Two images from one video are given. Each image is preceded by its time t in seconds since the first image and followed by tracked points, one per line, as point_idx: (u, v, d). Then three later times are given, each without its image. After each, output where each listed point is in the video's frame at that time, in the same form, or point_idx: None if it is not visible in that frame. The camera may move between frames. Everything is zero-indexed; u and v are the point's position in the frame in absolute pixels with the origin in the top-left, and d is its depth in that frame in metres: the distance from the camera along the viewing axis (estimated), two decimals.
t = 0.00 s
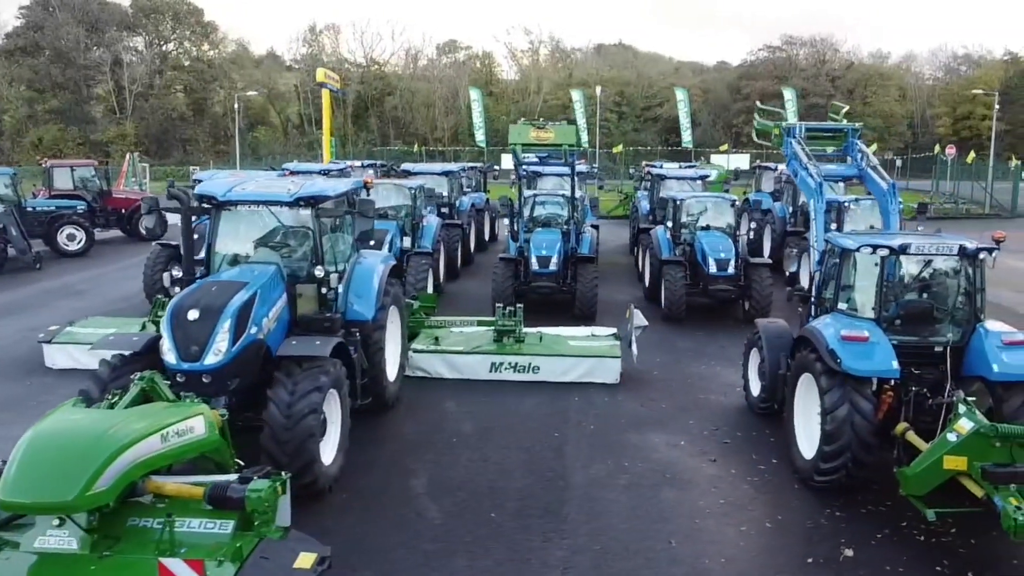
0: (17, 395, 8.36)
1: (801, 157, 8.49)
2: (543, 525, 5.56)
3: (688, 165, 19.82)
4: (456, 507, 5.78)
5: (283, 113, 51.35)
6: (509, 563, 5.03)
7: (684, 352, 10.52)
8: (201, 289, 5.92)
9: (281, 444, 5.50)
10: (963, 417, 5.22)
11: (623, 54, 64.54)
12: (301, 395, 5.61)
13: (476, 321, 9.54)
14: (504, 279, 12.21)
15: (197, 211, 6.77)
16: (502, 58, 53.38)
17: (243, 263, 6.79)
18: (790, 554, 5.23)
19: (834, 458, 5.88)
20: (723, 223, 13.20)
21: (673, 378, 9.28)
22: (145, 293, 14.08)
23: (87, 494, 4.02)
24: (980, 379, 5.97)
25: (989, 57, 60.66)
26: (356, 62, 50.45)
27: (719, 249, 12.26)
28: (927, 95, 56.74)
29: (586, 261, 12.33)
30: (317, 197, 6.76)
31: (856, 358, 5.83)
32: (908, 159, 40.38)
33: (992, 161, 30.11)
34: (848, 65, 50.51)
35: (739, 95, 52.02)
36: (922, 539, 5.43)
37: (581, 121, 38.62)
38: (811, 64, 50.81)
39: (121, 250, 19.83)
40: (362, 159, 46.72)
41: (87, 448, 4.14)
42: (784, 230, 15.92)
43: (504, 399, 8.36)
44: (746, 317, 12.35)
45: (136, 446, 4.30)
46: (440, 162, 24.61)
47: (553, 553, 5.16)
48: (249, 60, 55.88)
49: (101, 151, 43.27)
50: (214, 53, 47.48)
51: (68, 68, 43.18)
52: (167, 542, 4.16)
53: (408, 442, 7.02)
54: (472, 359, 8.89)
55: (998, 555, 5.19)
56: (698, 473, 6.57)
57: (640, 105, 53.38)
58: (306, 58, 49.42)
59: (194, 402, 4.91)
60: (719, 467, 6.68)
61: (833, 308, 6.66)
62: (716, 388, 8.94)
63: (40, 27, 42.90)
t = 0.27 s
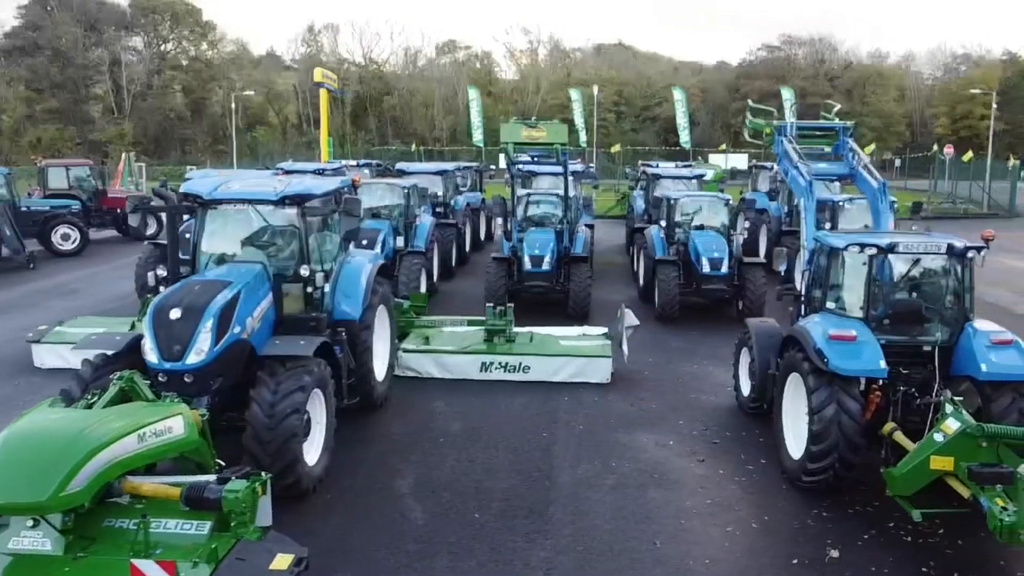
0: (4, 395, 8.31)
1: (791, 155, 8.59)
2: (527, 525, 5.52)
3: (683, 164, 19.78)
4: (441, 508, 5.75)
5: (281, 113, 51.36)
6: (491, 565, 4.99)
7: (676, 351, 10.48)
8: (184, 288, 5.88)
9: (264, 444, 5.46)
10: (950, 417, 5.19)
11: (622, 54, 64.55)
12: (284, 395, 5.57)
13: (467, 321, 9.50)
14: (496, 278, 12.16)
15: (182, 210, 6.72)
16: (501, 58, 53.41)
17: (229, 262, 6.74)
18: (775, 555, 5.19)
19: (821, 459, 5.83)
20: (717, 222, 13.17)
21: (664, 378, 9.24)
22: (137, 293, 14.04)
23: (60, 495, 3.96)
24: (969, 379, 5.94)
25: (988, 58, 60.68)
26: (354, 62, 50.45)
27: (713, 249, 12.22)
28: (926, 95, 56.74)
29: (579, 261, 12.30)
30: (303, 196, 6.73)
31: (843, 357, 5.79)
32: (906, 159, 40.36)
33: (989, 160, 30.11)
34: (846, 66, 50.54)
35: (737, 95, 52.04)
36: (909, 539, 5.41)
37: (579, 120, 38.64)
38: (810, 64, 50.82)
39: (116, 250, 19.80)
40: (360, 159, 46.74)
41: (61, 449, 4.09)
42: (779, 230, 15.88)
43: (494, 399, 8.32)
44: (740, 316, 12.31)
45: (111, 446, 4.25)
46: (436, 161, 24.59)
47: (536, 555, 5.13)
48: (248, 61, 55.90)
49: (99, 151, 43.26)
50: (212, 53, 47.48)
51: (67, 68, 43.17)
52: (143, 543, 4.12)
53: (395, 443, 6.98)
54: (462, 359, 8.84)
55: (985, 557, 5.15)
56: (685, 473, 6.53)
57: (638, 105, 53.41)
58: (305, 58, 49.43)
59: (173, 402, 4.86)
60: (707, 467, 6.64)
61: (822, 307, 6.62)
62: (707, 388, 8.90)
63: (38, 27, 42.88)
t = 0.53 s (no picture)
0: None
1: (781, 155, 8.68)
2: (511, 527, 5.51)
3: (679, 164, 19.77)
4: (426, 510, 5.73)
5: (280, 113, 51.34)
6: (474, 567, 4.97)
7: (668, 352, 10.46)
8: (167, 290, 5.86)
9: (247, 446, 5.45)
10: (935, 418, 5.17)
11: (620, 54, 64.55)
12: (267, 396, 5.56)
13: (458, 321, 9.48)
14: (489, 279, 12.14)
15: (168, 210, 6.69)
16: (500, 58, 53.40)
17: (215, 263, 6.71)
18: (759, 557, 5.18)
19: (807, 460, 5.81)
20: (710, 222, 13.16)
21: (655, 379, 9.22)
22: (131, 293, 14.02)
23: (36, 497, 3.91)
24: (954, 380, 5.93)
25: (986, 57, 60.69)
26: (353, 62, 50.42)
27: (706, 249, 12.21)
28: (924, 94, 56.74)
29: (572, 261, 12.29)
30: (289, 196, 6.70)
31: (829, 358, 5.78)
32: (904, 158, 40.35)
33: (987, 160, 30.13)
34: (845, 65, 50.54)
35: (735, 94, 52.04)
36: (893, 541, 5.40)
37: (577, 120, 38.65)
38: (808, 63, 50.80)
39: (112, 250, 19.77)
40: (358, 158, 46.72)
41: (38, 450, 4.05)
42: (774, 229, 15.87)
43: (484, 399, 8.31)
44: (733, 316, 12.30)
45: (89, 446, 4.21)
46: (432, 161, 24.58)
47: (520, 556, 5.11)
48: (246, 60, 55.89)
49: (97, 151, 43.22)
50: (211, 53, 47.45)
51: (65, 68, 43.15)
52: (121, 545, 4.11)
53: (382, 443, 6.97)
54: (452, 359, 8.83)
55: (969, 559, 5.14)
56: (672, 474, 6.52)
57: (637, 104, 53.42)
58: (304, 58, 49.42)
59: (154, 404, 4.85)
60: (694, 468, 6.63)
61: (809, 308, 6.60)
62: (697, 388, 8.89)
63: (36, 26, 42.83)
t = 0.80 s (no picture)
0: None
1: (765, 156, 8.76)
2: (489, 527, 5.50)
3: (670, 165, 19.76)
4: (405, 509, 5.72)
5: (274, 112, 51.24)
6: (450, 567, 4.97)
7: (654, 351, 10.45)
8: (146, 289, 5.84)
9: (225, 446, 5.44)
10: (912, 417, 5.17)
11: (615, 54, 64.59)
12: (245, 396, 5.54)
13: (443, 321, 9.48)
14: (477, 278, 12.13)
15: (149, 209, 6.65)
16: (494, 57, 53.35)
17: (196, 263, 6.66)
18: (736, 557, 5.18)
19: (786, 459, 5.81)
20: (698, 221, 13.16)
21: (640, 378, 9.22)
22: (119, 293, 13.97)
23: (6, 497, 3.86)
24: (934, 379, 5.93)
25: (980, 58, 60.82)
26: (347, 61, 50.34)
27: (694, 248, 12.22)
28: (918, 95, 56.84)
29: (560, 261, 12.29)
30: (269, 195, 6.66)
31: (808, 358, 5.78)
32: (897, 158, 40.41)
33: (978, 160, 30.20)
34: (839, 65, 50.62)
35: (729, 94, 52.09)
36: (872, 540, 5.40)
37: (571, 120, 38.58)
38: (802, 64, 50.85)
39: (102, 250, 19.70)
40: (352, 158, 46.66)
41: (8, 448, 4.00)
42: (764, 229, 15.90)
43: (468, 399, 8.30)
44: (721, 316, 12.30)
45: (61, 446, 4.17)
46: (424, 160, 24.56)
47: (496, 556, 5.11)
48: (240, 60, 55.80)
49: (90, 150, 43.06)
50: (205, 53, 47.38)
51: (58, 67, 43.00)
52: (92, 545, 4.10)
53: (363, 444, 6.95)
54: (438, 359, 8.81)
55: (945, 558, 5.16)
56: (653, 474, 6.51)
57: (631, 104, 53.46)
58: (298, 58, 49.34)
59: (128, 404, 4.83)
60: (676, 468, 6.62)
61: (790, 308, 6.60)
62: (682, 388, 8.89)
63: (29, 26, 42.67)
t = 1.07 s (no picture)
0: None
1: (751, 156, 8.78)
2: (470, 527, 5.49)
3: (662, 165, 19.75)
4: (385, 510, 5.70)
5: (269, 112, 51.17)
6: (428, 568, 4.95)
7: (643, 351, 10.45)
8: (126, 288, 5.82)
9: (204, 446, 5.41)
10: (893, 416, 5.17)
11: (610, 54, 64.62)
12: (225, 396, 5.51)
13: (430, 321, 9.45)
14: (466, 278, 12.11)
15: (131, 208, 6.62)
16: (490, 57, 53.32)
17: (178, 262, 6.63)
18: (716, 556, 5.17)
19: (768, 459, 5.80)
20: (688, 221, 13.16)
21: (628, 378, 9.21)
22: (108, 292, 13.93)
23: None
24: (917, 379, 5.92)
25: (975, 58, 60.90)
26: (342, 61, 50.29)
27: (683, 249, 12.22)
28: (912, 95, 56.90)
29: (549, 261, 12.27)
30: (252, 194, 6.62)
31: (790, 357, 5.77)
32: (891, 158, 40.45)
33: (971, 160, 30.27)
34: (834, 65, 50.69)
35: (724, 94, 52.14)
36: (852, 540, 5.39)
37: (566, 120, 38.55)
38: (797, 64, 50.92)
39: (93, 249, 19.65)
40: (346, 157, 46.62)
41: None
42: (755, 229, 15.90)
43: (453, 399, 8.28)
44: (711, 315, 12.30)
45: (35, 446, 4.14)
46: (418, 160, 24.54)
47: (476, 556, 5.09)
48: (236, 60, 55.73)
49: (84, 150, 42.94)
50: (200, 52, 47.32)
51: (52, 66, 42.90)
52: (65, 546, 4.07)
53: (347, 443, 6.92)
54: (424, 359, 8.79)
55: (926, 558, 5.15)
56: (636, 474, 6.49)
57: (627, 104, 53.48)
58: (293, 57, 49.29)
59: (106, 404, 4.80)
60: (659, 467, 6.61)
61: (774, 308, 6.59)
62: (669, 387, 8.88)
63: (23, 25, 42.58)
